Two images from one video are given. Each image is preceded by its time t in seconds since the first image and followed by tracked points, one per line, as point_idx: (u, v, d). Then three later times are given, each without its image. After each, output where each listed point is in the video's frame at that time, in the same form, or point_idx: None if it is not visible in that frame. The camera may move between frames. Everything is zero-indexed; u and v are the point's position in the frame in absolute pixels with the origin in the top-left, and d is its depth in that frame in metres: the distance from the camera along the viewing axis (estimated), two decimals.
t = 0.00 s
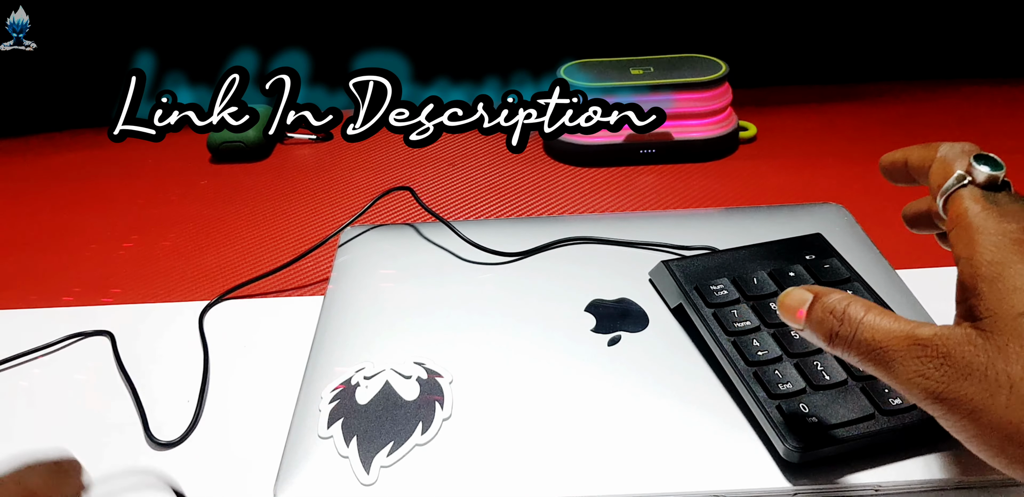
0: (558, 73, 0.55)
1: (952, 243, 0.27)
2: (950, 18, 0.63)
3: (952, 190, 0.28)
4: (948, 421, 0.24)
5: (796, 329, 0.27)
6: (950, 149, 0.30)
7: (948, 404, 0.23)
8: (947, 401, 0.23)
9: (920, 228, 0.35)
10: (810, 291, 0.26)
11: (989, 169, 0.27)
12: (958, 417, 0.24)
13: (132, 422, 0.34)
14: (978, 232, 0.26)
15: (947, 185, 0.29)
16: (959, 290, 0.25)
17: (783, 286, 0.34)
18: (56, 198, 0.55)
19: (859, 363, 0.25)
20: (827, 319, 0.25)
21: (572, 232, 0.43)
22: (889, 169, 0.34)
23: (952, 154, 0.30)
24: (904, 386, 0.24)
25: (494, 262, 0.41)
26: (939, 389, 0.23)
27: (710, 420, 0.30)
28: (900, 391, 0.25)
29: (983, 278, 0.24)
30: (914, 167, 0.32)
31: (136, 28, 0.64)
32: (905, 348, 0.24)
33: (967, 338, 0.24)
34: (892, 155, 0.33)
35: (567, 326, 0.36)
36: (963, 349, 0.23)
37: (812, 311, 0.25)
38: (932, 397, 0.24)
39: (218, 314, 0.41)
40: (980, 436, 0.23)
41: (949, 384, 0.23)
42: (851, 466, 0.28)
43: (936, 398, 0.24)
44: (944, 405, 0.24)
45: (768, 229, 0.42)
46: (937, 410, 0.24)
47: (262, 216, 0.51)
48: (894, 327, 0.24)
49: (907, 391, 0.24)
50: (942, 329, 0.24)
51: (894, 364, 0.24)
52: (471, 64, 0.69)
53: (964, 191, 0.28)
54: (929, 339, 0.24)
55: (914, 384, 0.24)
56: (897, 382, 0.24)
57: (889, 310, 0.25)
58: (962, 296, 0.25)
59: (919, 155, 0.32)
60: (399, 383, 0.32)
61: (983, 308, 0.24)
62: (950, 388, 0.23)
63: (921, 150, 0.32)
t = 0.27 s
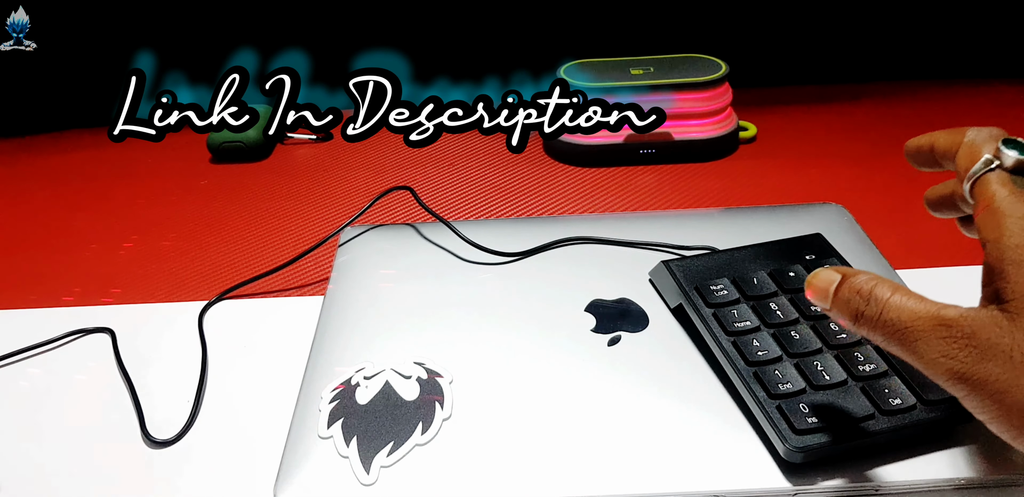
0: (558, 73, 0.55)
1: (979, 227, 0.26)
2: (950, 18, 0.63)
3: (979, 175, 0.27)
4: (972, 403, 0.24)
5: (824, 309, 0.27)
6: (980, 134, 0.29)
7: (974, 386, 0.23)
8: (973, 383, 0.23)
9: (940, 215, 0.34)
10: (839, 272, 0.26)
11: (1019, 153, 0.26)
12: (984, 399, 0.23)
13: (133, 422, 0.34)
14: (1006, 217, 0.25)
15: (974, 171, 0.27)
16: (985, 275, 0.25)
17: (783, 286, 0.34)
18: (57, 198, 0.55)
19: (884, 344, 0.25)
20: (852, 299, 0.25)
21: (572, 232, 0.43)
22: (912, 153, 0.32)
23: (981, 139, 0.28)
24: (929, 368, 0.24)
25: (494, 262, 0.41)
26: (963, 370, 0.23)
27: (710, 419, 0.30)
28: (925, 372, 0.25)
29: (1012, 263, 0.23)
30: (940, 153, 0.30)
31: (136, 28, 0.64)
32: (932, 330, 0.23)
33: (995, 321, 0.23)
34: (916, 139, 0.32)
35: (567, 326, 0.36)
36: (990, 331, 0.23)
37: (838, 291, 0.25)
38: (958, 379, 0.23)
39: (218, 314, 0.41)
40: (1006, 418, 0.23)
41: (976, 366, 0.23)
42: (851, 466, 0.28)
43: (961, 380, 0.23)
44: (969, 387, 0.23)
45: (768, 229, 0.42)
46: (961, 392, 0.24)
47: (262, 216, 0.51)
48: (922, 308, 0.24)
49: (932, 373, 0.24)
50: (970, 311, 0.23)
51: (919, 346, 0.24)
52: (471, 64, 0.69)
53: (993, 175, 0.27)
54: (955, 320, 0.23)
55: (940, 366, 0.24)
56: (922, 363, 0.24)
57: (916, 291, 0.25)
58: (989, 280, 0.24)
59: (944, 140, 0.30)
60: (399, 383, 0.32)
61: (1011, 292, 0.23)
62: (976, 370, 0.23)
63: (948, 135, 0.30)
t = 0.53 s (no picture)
0: (558, 73, 0.55)
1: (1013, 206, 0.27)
2: (950, 18, 0.63)
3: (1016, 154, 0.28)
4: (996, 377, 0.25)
5: (855, 285, 0.27)
6: (1016, 116, 0.29)
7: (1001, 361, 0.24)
8: (999, 358, 0.24)
9: (970, 199, 0.34)
10: (872, 248, 0.27)
11: None
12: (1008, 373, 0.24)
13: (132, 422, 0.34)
14: None
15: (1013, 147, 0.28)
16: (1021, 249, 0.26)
17: (783, 286, 0.34)
18: (56, 198, 0.55)
19: (913, 318, 0.26)
20: (886, 274, 0.26)
21: (572, 232, 0.43)
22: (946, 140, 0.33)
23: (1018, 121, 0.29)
24: (957, 343, 0.25)
25: (494, 262, 0.41)
26: (992, 346, 0.24)
27: (710, 420, 0.30)
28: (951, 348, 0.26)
29: None
30: (974, 136, 0.31)
31: (136, 28, 0.64)
32: (964, 306, 0.24)
33: None
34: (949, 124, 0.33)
35: (567, 326, 0.36)
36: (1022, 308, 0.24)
37: (872, 267, 0.26)
38: (986, 354, 0.24)
39: (218, 315, 0.41)
40: None
41: (1004, 341, 0.24)
42: (852, 465, 0.28)
43: (989, 355, 0.24)
44: (995, 362, 0.24)
45: (768, 229, 0.42)
46: (986, 367, 0.25)
47: (263, 216, 0.51)
48: (955, 285, 0.25)
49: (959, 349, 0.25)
50: (1001, 288, 0.24)
51: (950, 323, 0.25)
52: (471, 64, 0.69)
53: None
54: (988, 297, 0.24)
55: (969, 341, 0.24)
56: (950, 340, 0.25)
57: (948, 269, 0.26)
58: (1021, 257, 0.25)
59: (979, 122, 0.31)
60: (399, 383, 0.32)
61: None
62: (1005, 346, 0.24)
63: (982, 117, 0.31)
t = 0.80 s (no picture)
0: (558, 73, 0.55)
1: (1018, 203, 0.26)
2: (950, 18, 0.63)
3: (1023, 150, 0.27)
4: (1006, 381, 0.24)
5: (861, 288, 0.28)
6: (1019, 117, 0.29)
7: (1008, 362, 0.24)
8: (1005, 359, 0.24)
9: (973, 198, 0.35)
10: (877, 251, 0.27)
11: None
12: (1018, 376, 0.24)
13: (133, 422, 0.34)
14: None
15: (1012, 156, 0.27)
16: None
17: (783, 286, 0.34)
18: (56, 198, 0.55)
19: (917, 319, 0.25)
20: (889, 275, 0.26)
21: (572, 232, 0.43)
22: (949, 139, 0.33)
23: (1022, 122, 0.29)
24: (961, 344, 0.24)
25: (494, 262, 0.41)
26: (996, 347, 0.24)
27: (710, 420, 0.30)
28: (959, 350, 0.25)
29: None
30: (977, 136, 0.31)
31: (136, 28, 0.64)
32: (966, 305, 0.24)
33: None
34: (953, 124, 0.33)
35: (567, 326, 0.36)
36: None
37: (875, 268, 0.26)
38: (992, 355, 0.24)
39: (218, 315, 0.41)
40: None
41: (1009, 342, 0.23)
42: (851, 466, 0.28)
43: (994, 356, 0.24)
44: (1002, 364, 0.24)
45: (768, 229, 0.42)
46: (995, 369, 0.24)
47: (263, 216, 0.51)
48: (957, 285, 0.25)
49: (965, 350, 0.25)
50: (1007, 288, 0.24)
51: (953, 322, 0.24)
52: (471, 64, 0.69)
53: None
54: (991, 297, 0.24)
55: (973, 342, 0.24)
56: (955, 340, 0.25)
57: (954, 270, 0.25)
58: None
59: (983, 122, 0.31)
60: (399, 383, 0.32)
61: None
62: (1010, 346, 0.23)
63: (987, 117, 0.31)
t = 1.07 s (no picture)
0: (558, 72, 0.55)
1: None
2: (950, 18, 0.63)
3: None
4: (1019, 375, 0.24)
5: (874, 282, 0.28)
6: None
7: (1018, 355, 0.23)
8: (1015, 352, 0.23)
9: (982, 188, 0.34)
10: (890, 244, 0.27)
11: None
12: None
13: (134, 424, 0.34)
14: None
15: (1022, 145, 0.26)
16: None
17: (782, 286, 0.34)
18: (56, 198, 0.55)
19: (927, 311, 0.25)
20: (899, 267, 0.26)
21: (572, 232, 0.43)
22: (960, 128, 0.32)
23: None
24: (970, 335, 0.24)
25: (493, 262, 0.41)
26: (1006, 339, 0.23)
27: (710, 421, 0.30)
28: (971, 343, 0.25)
29: None
30: (986, 128, 0.30)
31: (136, 29, 0.64)
32: (973, 297, 0.24)
33: None
34: (963, 114, 0.32)
35: (567, 326, 0.36)
36: None
37: (886, 261, 0.26)
38: (1001, 347, 0.23)
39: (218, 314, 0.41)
40: None
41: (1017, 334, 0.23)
42: (852, 466, 0.28)
43: (1003, 348, 0.23)
44: (1011, 356, 0.23)
45: (768, 229, 0.42)
46: (1007, 362, 0.24)
47: (262, 216, 0.51)
48: (965, 276, 0.24)
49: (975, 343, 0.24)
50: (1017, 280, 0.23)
51: (960, 315, 0.24)
52: (471, 64, 0.69)
53: None
54: (999, 288, 0.23)
55: (981, 334, 0.24)
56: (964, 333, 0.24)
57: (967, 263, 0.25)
58: None
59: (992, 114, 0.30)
60: (399, 383, 0.32)
61: None
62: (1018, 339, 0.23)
63: (996, 109, 0.30)
